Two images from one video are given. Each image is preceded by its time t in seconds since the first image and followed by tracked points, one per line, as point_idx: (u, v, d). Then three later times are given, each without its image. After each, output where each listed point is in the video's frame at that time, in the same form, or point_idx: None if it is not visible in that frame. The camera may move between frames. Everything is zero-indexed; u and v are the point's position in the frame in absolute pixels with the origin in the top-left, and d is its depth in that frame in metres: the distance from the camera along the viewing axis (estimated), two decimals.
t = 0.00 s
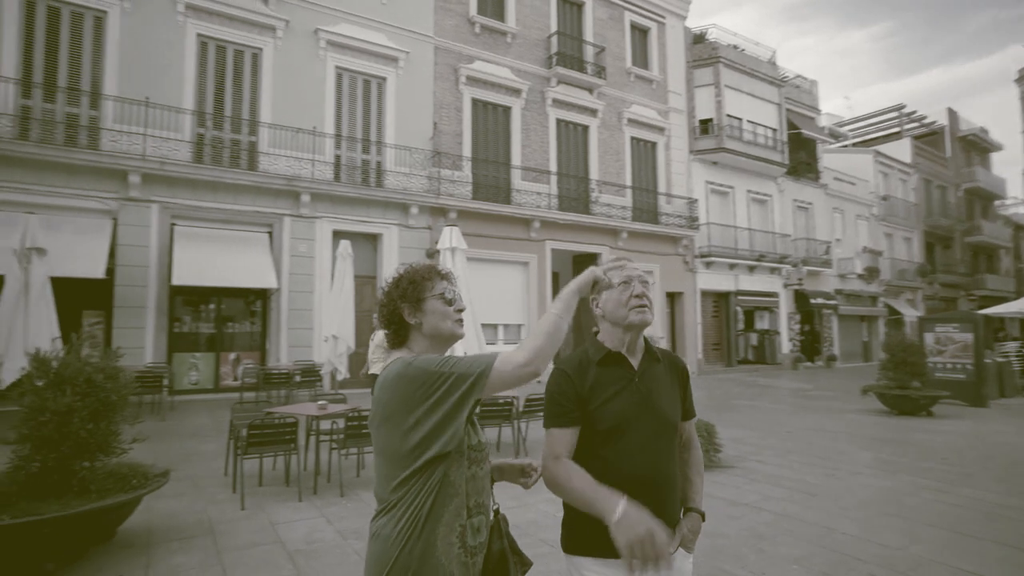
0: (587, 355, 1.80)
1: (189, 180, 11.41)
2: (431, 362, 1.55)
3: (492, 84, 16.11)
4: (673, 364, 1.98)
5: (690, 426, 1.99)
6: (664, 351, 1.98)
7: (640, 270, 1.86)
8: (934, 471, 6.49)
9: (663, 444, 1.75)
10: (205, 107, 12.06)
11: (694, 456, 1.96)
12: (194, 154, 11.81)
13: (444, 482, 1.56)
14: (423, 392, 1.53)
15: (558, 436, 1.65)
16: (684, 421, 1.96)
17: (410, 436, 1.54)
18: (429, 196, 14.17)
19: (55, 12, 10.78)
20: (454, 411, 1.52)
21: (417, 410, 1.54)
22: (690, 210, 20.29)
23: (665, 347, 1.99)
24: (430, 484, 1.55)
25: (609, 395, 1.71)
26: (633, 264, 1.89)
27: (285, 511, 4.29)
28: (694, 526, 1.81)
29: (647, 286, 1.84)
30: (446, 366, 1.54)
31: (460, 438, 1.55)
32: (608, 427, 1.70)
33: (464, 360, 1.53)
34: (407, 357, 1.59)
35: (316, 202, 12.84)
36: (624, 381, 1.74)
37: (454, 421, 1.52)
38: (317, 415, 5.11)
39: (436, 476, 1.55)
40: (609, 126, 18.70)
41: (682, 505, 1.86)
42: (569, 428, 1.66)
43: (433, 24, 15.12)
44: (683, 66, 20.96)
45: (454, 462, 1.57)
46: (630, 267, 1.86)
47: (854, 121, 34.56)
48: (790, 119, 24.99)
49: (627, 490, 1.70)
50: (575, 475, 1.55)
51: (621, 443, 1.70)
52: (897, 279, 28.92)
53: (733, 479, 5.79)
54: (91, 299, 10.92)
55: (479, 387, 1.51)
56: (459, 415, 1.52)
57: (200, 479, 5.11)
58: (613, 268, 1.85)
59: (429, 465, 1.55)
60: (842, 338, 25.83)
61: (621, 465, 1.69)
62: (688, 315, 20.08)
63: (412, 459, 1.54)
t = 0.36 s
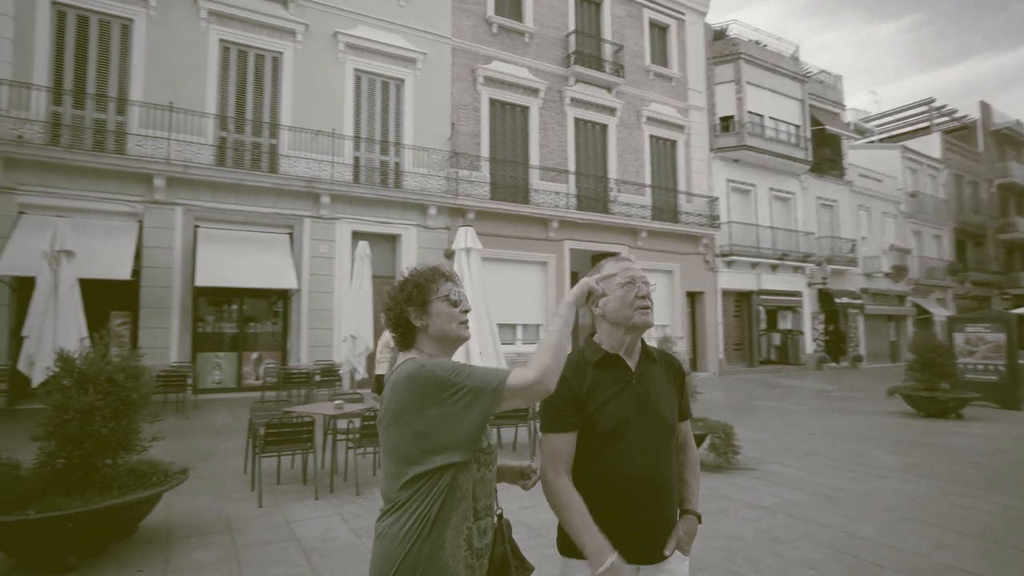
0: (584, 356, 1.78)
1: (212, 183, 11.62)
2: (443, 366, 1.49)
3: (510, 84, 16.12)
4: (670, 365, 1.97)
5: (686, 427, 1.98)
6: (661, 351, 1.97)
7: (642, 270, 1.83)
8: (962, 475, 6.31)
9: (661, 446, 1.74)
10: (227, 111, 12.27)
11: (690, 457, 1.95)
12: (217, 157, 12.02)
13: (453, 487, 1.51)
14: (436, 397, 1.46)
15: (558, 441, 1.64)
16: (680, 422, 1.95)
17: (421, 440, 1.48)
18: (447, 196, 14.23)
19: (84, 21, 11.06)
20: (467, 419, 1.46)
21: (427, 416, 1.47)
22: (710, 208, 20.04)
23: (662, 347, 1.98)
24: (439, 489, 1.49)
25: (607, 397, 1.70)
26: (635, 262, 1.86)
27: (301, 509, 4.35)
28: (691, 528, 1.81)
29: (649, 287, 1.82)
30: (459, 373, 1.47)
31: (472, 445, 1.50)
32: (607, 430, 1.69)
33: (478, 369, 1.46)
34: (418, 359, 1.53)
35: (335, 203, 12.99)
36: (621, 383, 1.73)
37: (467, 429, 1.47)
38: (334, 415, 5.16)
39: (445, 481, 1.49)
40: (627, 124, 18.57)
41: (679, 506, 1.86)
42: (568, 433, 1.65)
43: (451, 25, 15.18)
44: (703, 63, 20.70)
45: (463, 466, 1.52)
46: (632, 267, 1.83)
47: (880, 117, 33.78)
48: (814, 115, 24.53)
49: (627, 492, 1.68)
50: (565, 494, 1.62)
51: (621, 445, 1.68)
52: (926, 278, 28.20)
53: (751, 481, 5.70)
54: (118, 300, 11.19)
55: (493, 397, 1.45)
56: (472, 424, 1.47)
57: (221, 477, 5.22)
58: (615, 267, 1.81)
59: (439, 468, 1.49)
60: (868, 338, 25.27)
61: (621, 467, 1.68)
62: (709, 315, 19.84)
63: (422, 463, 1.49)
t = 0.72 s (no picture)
0: (581, 357, 1.77)
1: (227, 185, 11.76)
2: (447, 367, 1.47)
3: (522, 84, 16.11)
4: (668, 365, 1.96)
5: (683, 427, 1.99)
6: (657, 351, 1.96)
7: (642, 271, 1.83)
8: (982, 478, 6.18)
9: (659, 446, 1.74)
10: (241, 113, 12.40)
11: (687, 458, 1.96)
12: (232, 159, 12.16)
13: (456, 486, 1.50)
14: (439, 398, 1.45)
15: (555, 444, 1.64)
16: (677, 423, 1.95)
17: (424, 441, 1.47)
18: (459, 197, 14.27)
19: (102, 27, 11.26)
20: (470, 420, 1.46)
21: (430, 417, 1.46)
22: (724, 207, 19.88)
23: (658, 346, 1.98)
24: (442, 488, 1.49)
25: (605, 398, 1.70)
26: (634, 262, 1.86)
27: (312, 508, 4.38)
28: (688, 529, 1.81)
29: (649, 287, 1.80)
30: (463, 374, 1.46)
31: (475, 445, 1.49)
32: (605, 432, 1.69)
33: (482, 370, 1.45)
34: (422, 359, 1.52)
35: (348, 204, 13.09)
36: (619, 385, 1.73)
37: (470, 430, 1.46)
38: (344, 415, 5.19)
39: (448, 481, 1.49)
40: (640, 123, 18.48)
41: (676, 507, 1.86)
42: (566, 435, 1.65)
43: (462, 25, 15.22)
44: (717, 61, 20.52)
45: (466, 466, 1.51)
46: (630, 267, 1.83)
47: (898, 113, 33.23)
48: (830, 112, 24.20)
49: (626, 493, 1.68)
50: (561, 498, 1.61)
51: (620, 446, 1.68)
52: (946, 277, 27.71)
53: (764, 483, 5.64)
54: (136, 300, 11.38)
55: (497, 399, 1.44)
56: (476, 425, 1.46)
57: (236, 475, 5.29)
58: (617, 266, 1.80)
59: (442, 468, 1.49)
60: (886, 338, 24.89)
61: (620, 469, 1.68)
62: (723, 315, 19.67)
63: (425, 463, 1.48)
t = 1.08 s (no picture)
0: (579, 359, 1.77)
1: (242, 187, 11.90)
2: (450, 368, 1.48)
3: (533, 83, 16.10)
4: (665, 366, 1.96)
5: (679, 428, 1.99)
6: (653, 352, 1.96)
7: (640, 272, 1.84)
8: (1002, 482, 6.05)
9: (657, 446, 1.75)
10: (255, 116, 12.54)
11: (683, 459, 1.97)
12: (246, 161, 12.30)
13: (458, 485, 1.51)
14: (441, 398, 1.45)
15: (554, 446, 1.64)
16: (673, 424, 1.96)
17: (426, 440, 1.47)
18: (471, 197, 14.30)
19: (121, 32, 11.45)
20: (472, 421, 1.46)
21: (433, 417, 1.46)
22: (738, 206, 19.70)
23: (655, 348, 1.98)
24: (444, 488, 1.50)
25: (604, 400, 1.70)
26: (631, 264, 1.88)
27: (322, 507, 4.42)
28: (685, 529, 1.81)
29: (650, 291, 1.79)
30: (466, 375, 1.46)
31: (477, 445, 1.50)
32: (604, 433, 1.68)
33: (483, 372, 1.45)
34: (425, 360, 1.52)
35: (361, 204, 13.17)
36: (617, 386, 1.73)
37: (473, 431, 1.47)
38: (354, 414, 5.22)
39: (450, 480, 1.49)
40: (652, 122, 18.38)
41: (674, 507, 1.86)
42: (565, 439, 1.65)
43: (474, 25, 15.26)
44: (730, 58, 20.33)
45: (468, 466, 1.52)
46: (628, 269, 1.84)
47: (917, 109, 32.65)
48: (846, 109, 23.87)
49: (626, 493, 1.68)
50: (558, 501, 1.63)
51: (620, 446, 1.68)
52: (967, 276, 27.17)
53: (776, 485, 5.57)
54: (153, 301, 11.55)
55: (499, 400, 1.44)
56: (478, 427, 1.46)
57: (249, 473, 5.35)
58: (616, 268, 1.80)
59: (444, 468, 1.49)
60: (905, 338, 24.48)
61: (620, 470, 1.68)
62: (737, 315, 19.49)
63: (427, 463, 1.48)
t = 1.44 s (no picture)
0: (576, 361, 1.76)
1: (256, 188, 12.03)
2: (451, 371, 1.47)
3: (545, 83, 16.08)
4: (661, 367, 1.96)
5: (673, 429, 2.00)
6: (649, 352, 1.96)
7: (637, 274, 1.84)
8: None
9: (654, 447, 1.74)
10: (269, 118, 12.67)
11: (677, 459, 1.98)
12: (260, 162, 12.43)
13: (460, 487, 1.50)
14: (442, 401, 1.44)
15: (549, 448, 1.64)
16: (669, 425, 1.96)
17: (427, 442, 1.47)
18: (483, 197, 14.32)
19: (138, 37, 11.63)
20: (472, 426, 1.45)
21: (434, 419, 1.46)
22: (752, 205, 19.51)
23: (650, 348, 1.98)
24: (445, 490, 1.49)
25: (601, 402, 1.69)
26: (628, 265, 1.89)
27: (333, 505, 4.45)
28: (681, 529, 1.83)
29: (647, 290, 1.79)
30: (466, 378, 1.45)
31: (478, 449, 1.49)
32: (603, 434, 1.68)
33: (484, 377, 1.45)
34: (426, 362, 1.51)
35: (373, 205, 13.24)
36: (614, 387, 1.72)
37: (472, 436, 1.46)
38: (365, 414, 5.25)
39: (451, 482, 1.49)
40: (665, 121, 18.26)
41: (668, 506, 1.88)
42: (562, 441, 1.66)
43: (485, 26, 15.28)
44: (743, 56, 20.14)
45: (470, 469, 1.52)
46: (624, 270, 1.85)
47: (936, 105, 32.05)
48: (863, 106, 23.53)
49: (626, 494, 1.67)
50: (553, 502, 1.64)
51: (619, 447, 1.68)
52: (989, 275, 26.63)
53: (788, 486, 5.51)
54: (169, 301, 11.71)
55: (498, 405, 1.44)
56: (479, 430, 1.46)
57: (262, 472, 5.40)
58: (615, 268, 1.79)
59: (446, 470, 1.49)
60: (924, 338, 24.08)
61: (619, 472, 1.67)
62: (752, 314, 19.30)
63: (429, 465, 1.48)
